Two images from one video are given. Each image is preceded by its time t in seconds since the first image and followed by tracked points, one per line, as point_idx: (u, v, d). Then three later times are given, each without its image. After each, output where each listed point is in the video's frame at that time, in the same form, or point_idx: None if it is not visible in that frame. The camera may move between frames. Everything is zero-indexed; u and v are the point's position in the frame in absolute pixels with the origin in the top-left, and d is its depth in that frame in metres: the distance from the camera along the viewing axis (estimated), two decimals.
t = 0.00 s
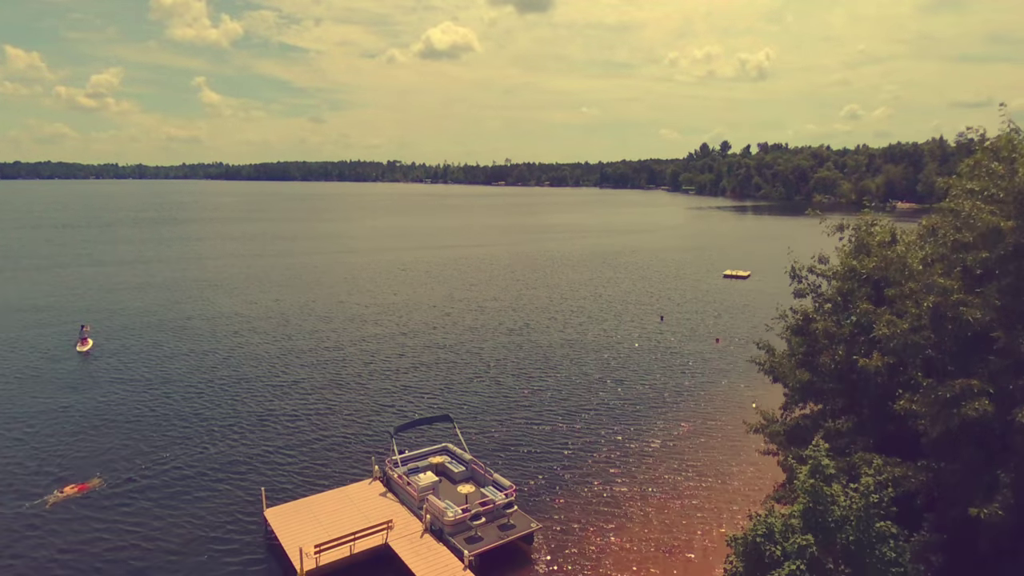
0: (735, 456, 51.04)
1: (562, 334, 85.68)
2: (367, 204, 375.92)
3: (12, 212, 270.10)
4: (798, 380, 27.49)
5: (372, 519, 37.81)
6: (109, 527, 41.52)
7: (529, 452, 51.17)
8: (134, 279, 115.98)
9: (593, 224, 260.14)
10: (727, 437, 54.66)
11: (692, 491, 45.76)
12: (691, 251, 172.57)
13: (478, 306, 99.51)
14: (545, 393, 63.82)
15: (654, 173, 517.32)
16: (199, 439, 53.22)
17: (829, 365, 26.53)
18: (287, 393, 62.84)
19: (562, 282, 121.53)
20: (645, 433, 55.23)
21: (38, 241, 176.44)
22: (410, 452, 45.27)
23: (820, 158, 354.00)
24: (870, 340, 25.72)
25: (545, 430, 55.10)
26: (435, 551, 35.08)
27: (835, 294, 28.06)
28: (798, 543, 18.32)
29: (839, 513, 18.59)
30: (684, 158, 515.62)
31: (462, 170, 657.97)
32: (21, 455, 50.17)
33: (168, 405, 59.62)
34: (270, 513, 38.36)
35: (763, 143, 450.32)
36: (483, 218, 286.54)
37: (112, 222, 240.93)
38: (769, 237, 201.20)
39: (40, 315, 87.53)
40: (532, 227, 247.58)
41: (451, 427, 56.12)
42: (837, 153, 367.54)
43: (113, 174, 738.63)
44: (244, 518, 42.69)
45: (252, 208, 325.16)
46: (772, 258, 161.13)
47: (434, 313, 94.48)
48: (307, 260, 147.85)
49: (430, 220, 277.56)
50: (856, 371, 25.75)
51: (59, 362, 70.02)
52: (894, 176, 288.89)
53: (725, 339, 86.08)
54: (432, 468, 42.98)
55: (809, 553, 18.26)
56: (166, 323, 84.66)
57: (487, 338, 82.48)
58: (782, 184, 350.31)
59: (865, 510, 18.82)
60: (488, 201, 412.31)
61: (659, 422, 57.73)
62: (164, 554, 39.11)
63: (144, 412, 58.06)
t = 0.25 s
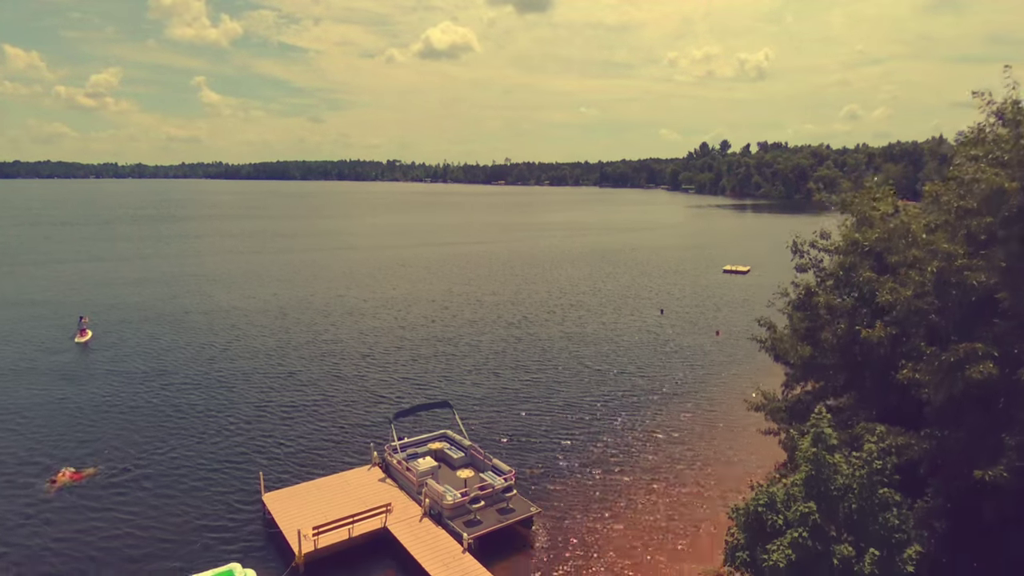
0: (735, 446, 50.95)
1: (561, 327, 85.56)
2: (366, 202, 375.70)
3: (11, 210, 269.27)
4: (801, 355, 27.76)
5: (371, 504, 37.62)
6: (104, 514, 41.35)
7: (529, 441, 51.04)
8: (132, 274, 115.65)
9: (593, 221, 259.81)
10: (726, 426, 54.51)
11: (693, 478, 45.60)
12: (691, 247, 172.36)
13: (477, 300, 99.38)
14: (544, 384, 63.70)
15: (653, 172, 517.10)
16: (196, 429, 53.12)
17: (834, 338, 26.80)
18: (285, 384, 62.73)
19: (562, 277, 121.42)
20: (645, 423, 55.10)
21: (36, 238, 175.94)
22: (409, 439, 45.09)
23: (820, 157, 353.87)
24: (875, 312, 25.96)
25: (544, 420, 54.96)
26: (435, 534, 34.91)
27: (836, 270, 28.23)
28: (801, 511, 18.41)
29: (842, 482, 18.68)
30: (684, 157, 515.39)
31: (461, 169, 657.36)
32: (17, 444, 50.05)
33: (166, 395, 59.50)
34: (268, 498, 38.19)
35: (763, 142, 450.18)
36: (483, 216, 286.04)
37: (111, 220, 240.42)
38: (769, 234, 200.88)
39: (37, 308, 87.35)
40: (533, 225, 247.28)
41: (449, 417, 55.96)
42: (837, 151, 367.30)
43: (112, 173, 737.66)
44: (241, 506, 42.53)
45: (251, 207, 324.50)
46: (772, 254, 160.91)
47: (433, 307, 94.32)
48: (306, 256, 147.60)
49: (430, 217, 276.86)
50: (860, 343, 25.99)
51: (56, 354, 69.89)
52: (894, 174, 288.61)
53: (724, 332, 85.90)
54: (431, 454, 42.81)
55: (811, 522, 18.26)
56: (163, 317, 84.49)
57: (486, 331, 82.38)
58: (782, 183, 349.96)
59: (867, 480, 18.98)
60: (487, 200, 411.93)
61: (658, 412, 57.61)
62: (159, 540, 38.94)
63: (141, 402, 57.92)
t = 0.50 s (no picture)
0: (734, 433, 50.76)
1: (559, 319, 85.38)
2: (366, 200, 376.10)
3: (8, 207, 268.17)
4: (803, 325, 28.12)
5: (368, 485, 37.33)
6: (97, 498, 41.11)
7: (527, 427, 50.84)
8: (128, 268, 115.20)
9: (592, 218, 259.40)
10: (725, 414, 54.29)
11: (691, 464, 45.38)
12: (690, 243, 172.05)
13: (475, 293, 99.19)
14: (541, 373, 63.50)
15: (652, 171, 516.91)
16: (192, 416, 52.93)
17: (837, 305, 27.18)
18: (282, 373, 62.54)
19: (560, 271, 121.26)
20: (643, 410, 54.91)
21: (32, 233, 175.30)
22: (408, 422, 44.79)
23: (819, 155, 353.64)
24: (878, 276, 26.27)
25: (542, 408, 54.78)
26: (433, 514, 34.61)
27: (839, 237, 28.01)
28: (805, 471, 18.52)
29: (847, 442, 18.80)
30: (683, 156, 515.26)
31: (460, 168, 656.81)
32: (11, 431, 49.84)
33: (162, 384, 59.30)
34: (265, 480, 37.92)
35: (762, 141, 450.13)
36: (482, 213, 285.45)
37: (108, 216, 239.53)
38: (768, 229, 200.74)
39: (33, 301, 87.09)
40: (531, 221, 246.82)
41: (446, 406, 55.69)
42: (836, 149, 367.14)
43: (111, 172, 736.66)
44: (235, 491, 42.29)
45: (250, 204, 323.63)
46: (771, 249, 160.71)
47: (430, 299, 94.10)
48: (304, 251, 147.21)
49: (428, 214, 276.40)
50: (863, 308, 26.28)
51: (51, 345, 69.64)
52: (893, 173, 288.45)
53: (723, 323, 85.69)
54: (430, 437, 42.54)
55: (816, 481, 18.39)
56: (160, 308, 84.23)
57: (484, 323, 82.19)
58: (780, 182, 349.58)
59: (872, 438, 19.03)
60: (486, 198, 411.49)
61: (655, 400, 57.40)
62: (152, 524, 38.68)
63: (137, 391, 57.73)
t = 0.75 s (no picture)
0: (736, 420, 50.39)
1: (558, 311, 85.06)
2: (366, 199, 375.65)
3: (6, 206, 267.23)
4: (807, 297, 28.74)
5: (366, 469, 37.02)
6: (91, 484, 40.88)
7: (527, 415, 50.57)
8: (127, 264, 114.87)
9: (593, 216, 258.36)
10: (727, 402, 53.94)
11: (693, 449, 45.05)
12: (691, 239, 171.38)
13: (474, 287, 98.89)
14: (541, 363, 63.26)
15: (653, 170, 516.15)
16: (189, 405, 52.78)
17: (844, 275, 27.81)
18: (279, 363, 62.36)
19: (561, 266, 120.89)
20: (643, 398, 54.65)
21: (32, 231, 174.81)
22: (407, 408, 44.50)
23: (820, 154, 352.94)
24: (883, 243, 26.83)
25: (542, 396, 54.50)
26: (433, 497, 34.29)
27: (844, 209, 28.79)
28: (810, 434, 18.82)
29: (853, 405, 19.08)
30: (683, 155, 514.51)
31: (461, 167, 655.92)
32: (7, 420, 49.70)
33: (159, 374, 59.17)
34: (263, 463, 37.68)
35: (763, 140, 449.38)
36: (483, 211, 284.69)
37: (108, 214, 238.88)
38: (769, 226, 199.95)
39: (31, 294, 86.94)
40: (531, 219, 246.19)
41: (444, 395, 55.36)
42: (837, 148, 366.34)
43: (111, 172, 736.28)
44: (230, 476, 42.04)
45: (250, 202, 322.94)
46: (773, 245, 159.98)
47: (430, 293, 93.78)
48: (303, 247, 146.82)
49: (429, 212, 275.50)
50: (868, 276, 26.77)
51: (49, 337, 69.38)
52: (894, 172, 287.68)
53: (723, 315, 85.20)
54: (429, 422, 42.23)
55: (820, 444, 18.65)
56: (157, 301, 84.01)
57: (483, 315, 81.88)
58: (781, 180, 348.76)
59: (879, 400, 19.18)
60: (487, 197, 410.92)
61: (656, 389, 57.12)
62: (146, 509, 38.45)
63: (134, 380, 57.62)
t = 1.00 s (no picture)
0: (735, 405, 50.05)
1: (557, 302, 84.76)
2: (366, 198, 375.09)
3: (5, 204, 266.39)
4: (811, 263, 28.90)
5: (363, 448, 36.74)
6: (84, 466, 40.63)
7: (526, 400, 50.28)
8: (124, 257, 114.48)
9: (593, 213, 257.52)
10: (727, 387, 53.67)
11: (694, 432, 44.74)
12: (691, 234, 170.81)
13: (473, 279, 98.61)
14: (540, 350, 62.97)
15: (653, 169, 515.42)
16: (186, 391, 52.59)
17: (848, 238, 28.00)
18: (277, 350, 62.14)
19: (560, 259, 120.52)
20: (642, 384, 54.40)
21: (29, 227, 174.18)
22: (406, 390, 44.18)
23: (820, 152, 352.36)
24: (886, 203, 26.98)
25: (541, 382, 54.21)
26: (432, 474, 34.01)
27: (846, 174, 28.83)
28: (815, 387, 19.11)
29: (858, 360, 19.35)
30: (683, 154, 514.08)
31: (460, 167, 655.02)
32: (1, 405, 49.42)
33: (155, 361, 58.98)
34: (261, 443, 37.44)
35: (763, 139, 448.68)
36: (482, 209, 283.76)
37: (106, 211, 237.99)
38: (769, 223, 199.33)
39: (27, 286, 86.64)
40: (531, 216, 245.36)
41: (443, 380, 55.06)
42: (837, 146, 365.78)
43: (110, 172, 735.02)
44: (225, 459, 41.79)
45: (248, 201, 321.94)
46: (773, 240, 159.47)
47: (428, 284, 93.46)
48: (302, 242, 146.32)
49: (428, 210, 274.75)
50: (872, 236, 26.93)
51: (44, 326, 69.00)
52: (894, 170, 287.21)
53: (723, 306, 84.81)
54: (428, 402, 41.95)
55: (825, 396, 18.95)
56: (154, 292, 83.70)
57: (481, 305, 81.55)
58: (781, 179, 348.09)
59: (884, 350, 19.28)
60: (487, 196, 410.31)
61: (655, 375, 56.80)
62: (139, 490, 38.18)
63: (130, 367, 57.44)
